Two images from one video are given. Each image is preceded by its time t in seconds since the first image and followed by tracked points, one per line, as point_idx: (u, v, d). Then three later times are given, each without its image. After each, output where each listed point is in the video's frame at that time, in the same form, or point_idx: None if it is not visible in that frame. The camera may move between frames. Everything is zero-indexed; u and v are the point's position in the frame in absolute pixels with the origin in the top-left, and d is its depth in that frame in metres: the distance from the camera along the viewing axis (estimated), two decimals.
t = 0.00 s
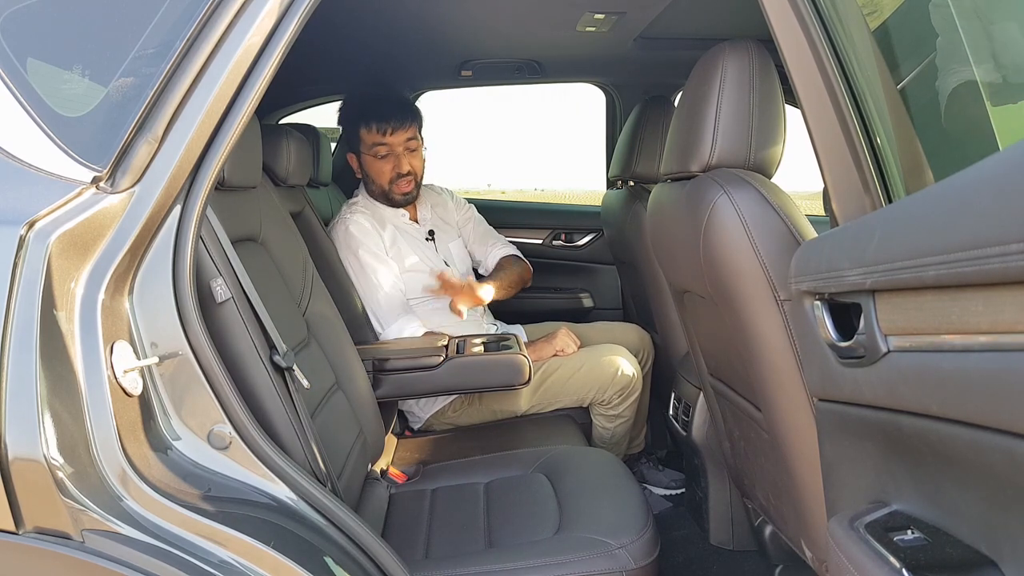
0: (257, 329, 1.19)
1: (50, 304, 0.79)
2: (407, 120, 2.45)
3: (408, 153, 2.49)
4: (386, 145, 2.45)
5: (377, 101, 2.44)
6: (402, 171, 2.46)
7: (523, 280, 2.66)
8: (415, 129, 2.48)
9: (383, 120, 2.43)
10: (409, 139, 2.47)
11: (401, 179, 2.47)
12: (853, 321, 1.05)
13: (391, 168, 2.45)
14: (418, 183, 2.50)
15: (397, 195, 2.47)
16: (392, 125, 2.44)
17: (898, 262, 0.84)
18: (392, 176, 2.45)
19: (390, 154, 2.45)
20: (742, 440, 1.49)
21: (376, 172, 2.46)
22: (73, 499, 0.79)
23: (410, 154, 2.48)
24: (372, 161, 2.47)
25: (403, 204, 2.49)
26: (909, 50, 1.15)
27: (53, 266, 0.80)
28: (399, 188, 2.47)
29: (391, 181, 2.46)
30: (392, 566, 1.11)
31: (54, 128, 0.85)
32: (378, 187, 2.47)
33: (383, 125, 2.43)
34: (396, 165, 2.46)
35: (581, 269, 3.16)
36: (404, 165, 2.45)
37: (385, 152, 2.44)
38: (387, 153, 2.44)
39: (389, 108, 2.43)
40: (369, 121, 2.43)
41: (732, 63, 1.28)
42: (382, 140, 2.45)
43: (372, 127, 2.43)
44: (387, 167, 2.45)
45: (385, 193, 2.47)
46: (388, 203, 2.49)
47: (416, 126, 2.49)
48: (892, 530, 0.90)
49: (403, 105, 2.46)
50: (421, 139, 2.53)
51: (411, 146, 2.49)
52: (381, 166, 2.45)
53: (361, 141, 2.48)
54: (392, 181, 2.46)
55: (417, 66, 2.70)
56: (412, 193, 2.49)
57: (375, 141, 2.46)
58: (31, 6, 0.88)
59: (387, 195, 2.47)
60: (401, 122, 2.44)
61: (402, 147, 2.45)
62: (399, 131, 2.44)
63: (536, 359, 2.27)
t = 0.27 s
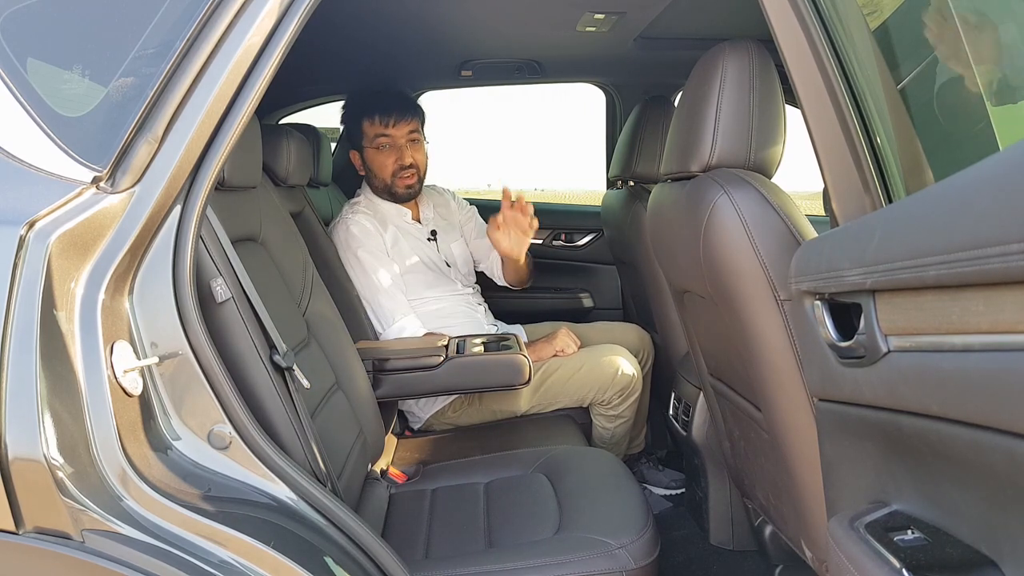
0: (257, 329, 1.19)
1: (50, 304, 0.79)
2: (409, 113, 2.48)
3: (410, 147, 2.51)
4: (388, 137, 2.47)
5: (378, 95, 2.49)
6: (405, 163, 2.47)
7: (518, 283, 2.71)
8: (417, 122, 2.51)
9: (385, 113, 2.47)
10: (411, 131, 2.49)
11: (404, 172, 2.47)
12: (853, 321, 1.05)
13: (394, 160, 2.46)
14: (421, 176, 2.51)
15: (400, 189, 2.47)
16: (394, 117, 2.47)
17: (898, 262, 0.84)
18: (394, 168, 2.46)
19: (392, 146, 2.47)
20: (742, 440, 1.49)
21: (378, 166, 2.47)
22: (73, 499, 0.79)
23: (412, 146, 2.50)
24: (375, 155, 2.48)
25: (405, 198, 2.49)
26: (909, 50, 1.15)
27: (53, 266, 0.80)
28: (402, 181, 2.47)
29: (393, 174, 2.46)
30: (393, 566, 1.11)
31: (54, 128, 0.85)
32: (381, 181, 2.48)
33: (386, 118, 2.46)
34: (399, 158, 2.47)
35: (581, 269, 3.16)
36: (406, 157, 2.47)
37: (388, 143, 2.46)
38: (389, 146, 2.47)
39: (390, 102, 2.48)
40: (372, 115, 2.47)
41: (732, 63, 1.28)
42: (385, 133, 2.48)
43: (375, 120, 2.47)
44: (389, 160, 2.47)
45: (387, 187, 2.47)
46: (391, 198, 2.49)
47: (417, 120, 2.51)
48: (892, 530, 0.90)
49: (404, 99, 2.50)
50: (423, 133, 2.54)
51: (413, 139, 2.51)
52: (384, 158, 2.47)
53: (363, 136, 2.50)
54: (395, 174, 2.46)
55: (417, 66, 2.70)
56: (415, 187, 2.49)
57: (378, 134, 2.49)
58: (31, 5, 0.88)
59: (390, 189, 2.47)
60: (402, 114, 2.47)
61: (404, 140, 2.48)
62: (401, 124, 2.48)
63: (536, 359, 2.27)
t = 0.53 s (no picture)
0: (257, 329, 1.19)
1: (50, 304, 0.79)
2: (400, 114, 2.46)
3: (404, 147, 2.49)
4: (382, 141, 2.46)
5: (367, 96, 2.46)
6: (400, 165, 2.46)
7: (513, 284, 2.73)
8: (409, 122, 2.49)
9: (377, 116, 2.45)
10: (405, 132, 2.47)
11: (400, 173, 2.47)
12: (852, 321, 1.05)
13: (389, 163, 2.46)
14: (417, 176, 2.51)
15: (398, 190, 2.48)
16: (385, 120, 2.45)
17: (898, 262, 0.84)
18: (390, 171, 2.46)
19: (386, 150, 2.46)
20: (742, 440, 1.49)
21: (374, 169, 2.47)
22: (73, 499, 0.79)
23: (406, 148, 2.49)
24: (370, 158, 2.48)
25: (404, 198, 2.50)
26: (909, 50, 1.15)
27: (53, 266, 0.80)
28: (399, 182, 2.47)
29: (390, 176, 2.47)
30: (393, 566, 1.11)
31: (54, 128, 0.85)
32: (378, 184, 2.48)
33: (377, 121, 2.44)
34: (393, 160, 2.47)
35: (581, 269, 3.16)
36: (401, 160, 2.46)
37: (381, 148, 2.45)
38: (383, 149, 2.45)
39: (380, 104, 2.44)
40: (363, 118, 2.45)
41: (732, 63, 1.28)
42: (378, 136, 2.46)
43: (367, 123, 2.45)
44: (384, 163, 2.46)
45: (385, 188, 2.47)
46: (390, 199, 2.50)
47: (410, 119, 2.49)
48: (892, 530, 0.90)
49: (394, 99, 2.46)
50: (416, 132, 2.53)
51: (407, 139, 2.49)
52: (379, 162, 2.46)
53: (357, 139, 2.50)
54: (392, 176, 2.47)
55: (417, 66, 2.70)
56: (413, 186, 2.50)
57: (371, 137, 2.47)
58: (31, 5, 0.88)
59: (388, 190, 2.48)
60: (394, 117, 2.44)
61: (398, 142, 2.46)
62: (393, 125, 2.45)
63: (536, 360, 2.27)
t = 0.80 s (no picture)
0: (257, 329, 1.19)
1: (50, 304, 0.79)
2: (396, 114, 2.46)
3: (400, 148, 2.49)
4: (377, 141, 2.46)
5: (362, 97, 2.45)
6: (396, 165, 2.46)
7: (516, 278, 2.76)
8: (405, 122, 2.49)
9: (372, 117, 2.45)
10: (400, 132, 2.48)
11: (397, 173, 2.47)
12: (853, 320, 1.05)
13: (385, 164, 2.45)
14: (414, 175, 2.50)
15: (396, 191, 2.47)
16: (380, 121, 2.45)
17: (898, 262, 0.84)
18: (387, 171, 2.45)
19: (382, 150, 2.46)
20: (742, 440, 1.49)
21: (371, 170, 2.47)
22: (73, 499, 0.78)
23: (402, 148, 2.49)
24: (366, 160, 2.48)
25: (402, 198, 2.49)
26: (909, 49, 1.15)
27: (53, 266, 0.80)
28: (396, 182, 2.47)
29: (387, 176, 2.46)
30: (393, 566, 1.10)
31: (54, 128, 0.85)
32: (375, 185, 2.48)
33: (373, 122, 2.44)
34: (390, 160, 2.46)
35: (581, 269, 3.16)
36: (398, 159, 2.46)
37: (377, 148, 2.45)
38: (379, 150, 2.46)
39: (375, 104, 2.44)
40: (358, 120, 2.45)
41: (732, 63, 1.28)
42: (374, 137, 2.46)
43: (362, 124, 2.45)
44: (381, 163, 2.46)
45: (383, 189, 2.47)
46: (387, 200, 2.49)
47: (406, 119, 2.49)
48: (892, 530, 0.90)
49: (389, 98, 2.46)
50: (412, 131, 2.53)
51: (403, 139, 2.49)
52: (375, 163, 2.46)
53: (354, 141, 2.49)
54: (389, 177, 2.46)
55: (417, 66, 2.70)
56: (410, 185, 2.49)
57: (367, 138, 2.48)
58: (31, 5, 0.88)
59: (386, 191, 2.48)
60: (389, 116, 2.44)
61: (394, 142, 2.46)
62: (388, 125, 2.45)
63: (535, 361, 2.26)
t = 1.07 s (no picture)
0: (257, 329, 1.19)
1: (50, 304, 0.79)
2: (395, 117, 2.44)
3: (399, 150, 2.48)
4: (376, 144, 2.45)
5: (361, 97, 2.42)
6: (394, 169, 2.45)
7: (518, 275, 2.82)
8: (404, 125, 2.47)
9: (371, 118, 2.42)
10: (400, 135, 2.46)
11: (395, 176, 2.47)
12: (853, 320, 1.05)
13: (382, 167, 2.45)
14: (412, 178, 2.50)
15: (394, 193, 2.48)
16: (379, 124, 2.43)
17: (898, 262, 0.84)
18: (385, 174, 2.45)
19: (380, 153, 2.44)
20: (742, 440, 1.49)
21: (370, 172, 2.46)
22: (73, 499, 0.79)
23: (401, 150, 2.47)
24: (365, 161, 2.47)
25: (400, 200, 2.50)
26: (908, 49, 1.15)
27: (53, 266, 0.80)
28: (395, 184, 2.47)
29: (384, 179, 2.46)
30: (393, 566, 1.10)
31: (54, 128, 0.85)
32: (374, 186, 2.48)
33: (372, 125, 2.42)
34: (388, 163, 2.45)
35: (581, 269, 3.16)
36: (396, 163, 2.45)
37: (376, 151, 2.44)
38: (377, 153, 2.44)
39: (374, 106, 2.42)
40: (357, 121, 2.43)
41: (732, 63, 1.28)
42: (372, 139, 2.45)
43: (360, 126, 2.43)
44: (379, 166, 2.45)
45: (381, 192, 2.47)
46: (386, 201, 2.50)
47: (406, 121, 2.47)
48: (892, 530, 0.89)
49: (388, 100, 2.44)
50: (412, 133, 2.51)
51: (402, 141, 2.47)
52: (374, 165, 2.45)
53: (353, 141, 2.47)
54: (387, 179, 2.46)
55: (417, 66, 2.71)
56: (408, 188, 2.50)
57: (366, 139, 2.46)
58: (31, 5, 0.88)
59: (384, 193, 2.48)
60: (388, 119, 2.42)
61: (392, 145, 2.44)
62: (387, 128, 2.43)
63: (535, 360, 2.27)
